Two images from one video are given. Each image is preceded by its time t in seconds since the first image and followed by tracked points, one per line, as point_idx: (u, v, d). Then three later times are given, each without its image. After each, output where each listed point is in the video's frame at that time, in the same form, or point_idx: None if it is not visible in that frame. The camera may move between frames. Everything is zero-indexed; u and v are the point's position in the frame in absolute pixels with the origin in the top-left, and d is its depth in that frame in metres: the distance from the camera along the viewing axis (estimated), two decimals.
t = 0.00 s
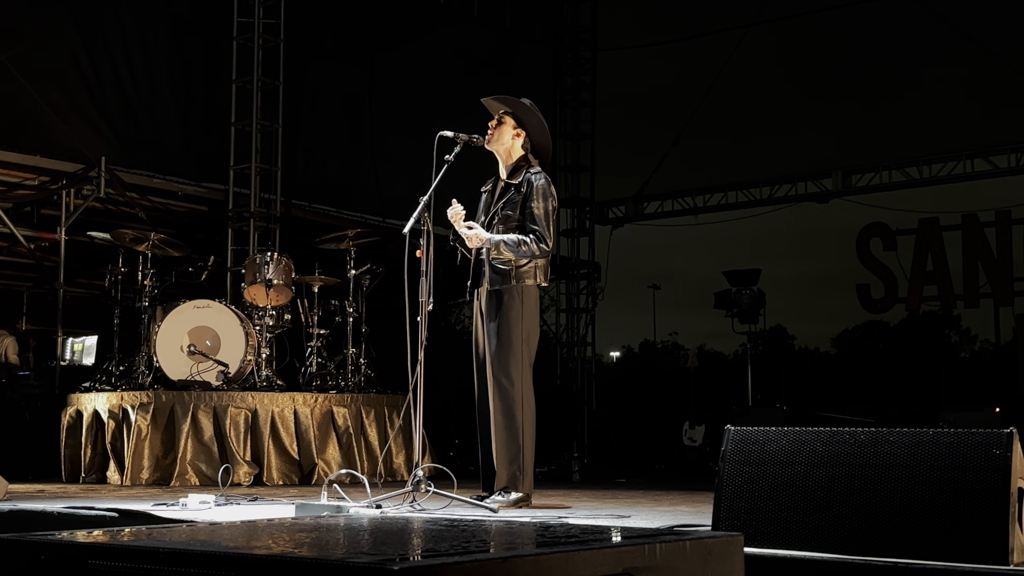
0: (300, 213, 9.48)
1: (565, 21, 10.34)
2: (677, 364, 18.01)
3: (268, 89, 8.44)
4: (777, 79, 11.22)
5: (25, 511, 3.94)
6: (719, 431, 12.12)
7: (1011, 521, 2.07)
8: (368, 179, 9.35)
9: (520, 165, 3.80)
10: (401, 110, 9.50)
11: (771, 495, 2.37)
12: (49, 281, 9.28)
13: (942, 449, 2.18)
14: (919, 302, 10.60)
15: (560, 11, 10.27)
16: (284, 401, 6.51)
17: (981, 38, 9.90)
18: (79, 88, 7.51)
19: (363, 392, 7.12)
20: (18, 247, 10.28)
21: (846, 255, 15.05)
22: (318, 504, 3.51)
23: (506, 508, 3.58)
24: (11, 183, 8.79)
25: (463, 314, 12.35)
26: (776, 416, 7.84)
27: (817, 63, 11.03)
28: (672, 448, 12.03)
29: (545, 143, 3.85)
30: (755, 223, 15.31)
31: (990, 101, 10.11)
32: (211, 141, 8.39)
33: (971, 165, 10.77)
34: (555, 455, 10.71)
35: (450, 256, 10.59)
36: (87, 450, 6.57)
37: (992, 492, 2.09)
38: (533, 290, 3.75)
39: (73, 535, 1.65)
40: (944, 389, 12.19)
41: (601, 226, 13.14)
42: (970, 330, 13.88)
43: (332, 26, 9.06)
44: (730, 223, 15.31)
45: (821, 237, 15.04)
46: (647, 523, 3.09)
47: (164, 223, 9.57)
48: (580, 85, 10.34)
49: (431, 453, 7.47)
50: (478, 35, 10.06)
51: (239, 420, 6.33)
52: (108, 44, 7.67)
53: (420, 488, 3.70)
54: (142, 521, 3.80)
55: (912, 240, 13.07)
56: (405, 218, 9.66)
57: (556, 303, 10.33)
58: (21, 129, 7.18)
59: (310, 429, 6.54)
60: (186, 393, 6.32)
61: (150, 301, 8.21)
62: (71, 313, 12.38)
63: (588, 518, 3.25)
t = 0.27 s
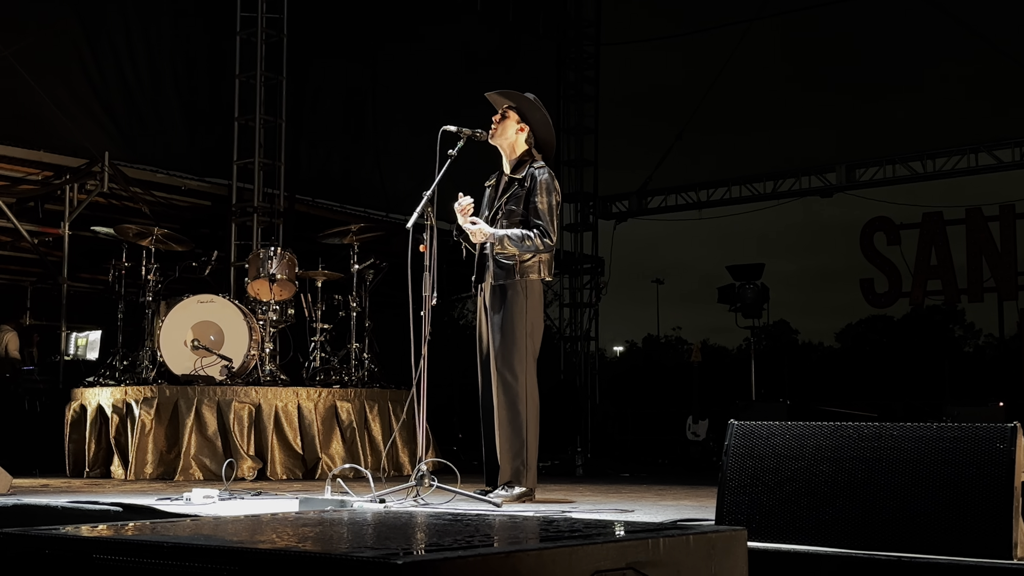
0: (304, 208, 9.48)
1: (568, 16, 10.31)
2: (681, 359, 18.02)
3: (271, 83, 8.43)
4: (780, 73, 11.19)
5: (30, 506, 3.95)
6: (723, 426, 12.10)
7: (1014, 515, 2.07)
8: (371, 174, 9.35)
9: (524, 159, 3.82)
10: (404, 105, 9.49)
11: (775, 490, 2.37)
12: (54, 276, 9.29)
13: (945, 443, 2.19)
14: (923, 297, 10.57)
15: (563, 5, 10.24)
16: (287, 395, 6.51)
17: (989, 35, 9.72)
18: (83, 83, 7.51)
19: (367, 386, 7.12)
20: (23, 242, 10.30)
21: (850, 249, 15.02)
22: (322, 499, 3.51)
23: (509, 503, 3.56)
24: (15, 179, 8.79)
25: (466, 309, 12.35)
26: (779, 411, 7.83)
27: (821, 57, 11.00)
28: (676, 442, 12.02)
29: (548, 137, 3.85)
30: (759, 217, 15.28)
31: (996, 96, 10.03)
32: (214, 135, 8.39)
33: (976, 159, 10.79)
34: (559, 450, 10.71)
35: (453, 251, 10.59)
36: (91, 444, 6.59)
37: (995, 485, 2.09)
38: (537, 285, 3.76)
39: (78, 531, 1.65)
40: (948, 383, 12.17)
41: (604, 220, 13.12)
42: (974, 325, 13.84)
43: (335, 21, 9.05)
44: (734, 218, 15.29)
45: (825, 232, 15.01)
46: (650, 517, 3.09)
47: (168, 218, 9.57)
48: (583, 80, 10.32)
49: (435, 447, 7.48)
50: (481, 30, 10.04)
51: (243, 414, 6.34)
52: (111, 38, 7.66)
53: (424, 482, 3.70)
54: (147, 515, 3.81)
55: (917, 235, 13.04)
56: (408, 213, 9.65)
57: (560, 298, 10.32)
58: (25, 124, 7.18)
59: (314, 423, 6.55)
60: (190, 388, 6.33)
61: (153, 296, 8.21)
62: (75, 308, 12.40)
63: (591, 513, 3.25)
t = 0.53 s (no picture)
0: (305, 204, 9.48)
1: (569, 11, 10.30)
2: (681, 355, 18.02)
3: (273, 79, 8.43)
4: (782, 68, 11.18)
5: (33, 501, 3.96)
6: (724, 422, 12.11)
7: (1017, 511, 2.07)
8: (372, 170, 9.34)
9: (526, 155, 3.80)
10: (405, 100, 9.49)
11: (776, 485, 2.38)
12: (55, 272, 9.29)
13: (946, 438, 2.19)
14: (924, 292, 10.57)
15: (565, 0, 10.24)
16: (289, 391, 6.52)
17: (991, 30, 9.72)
18: (84, 78, 7.51)
19: (368, 382, 7.13)
20: (24, 238, 10.30)
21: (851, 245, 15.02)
22: (323, 495, 3.52)
23: (510, 498, 3.54)
24: (16, 175, 8.79)
25: (467, 305, 12.35)
26: (780, 407, 7.84)
27: (822, 53, 10.99)
28: (677, 438, 12.03)
29: (550, 132, 3.84)
30: (760, 213, 15.28)
31: (998, 92, 10.01)
32: (215, 131, 8.39)
33: (977, 155, 10.72)
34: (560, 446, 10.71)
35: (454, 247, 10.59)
36: (93, 440, 6.60)
37: (997, 480, 2.09)
38: (538, 280, 3.76)
39: (80, 526, 1.66)
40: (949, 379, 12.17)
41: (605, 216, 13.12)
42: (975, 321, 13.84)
43: (336, 16, 9.04)
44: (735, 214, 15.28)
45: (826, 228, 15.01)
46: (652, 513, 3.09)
47: (169, 214, 9.57)
48: (584, 75, 10.31)
49: (436, 443, 7.49)
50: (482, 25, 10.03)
51: (245, 410, 6.35)
52: (112, 34, 7.66)
53: (425, 478, 3.71)
54: (149, 511, 3.82)
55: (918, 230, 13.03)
56: (409, 209, 9.65)
57: (561, 293, 10.32)
58: (26, 120, 7.17)
59: (315, 419, 6.55)
60: (191, 384, 6.33)
61: (154, 292, 8.22)
62: (76, 304, 12.39)
63: (593, 508, 3.25)
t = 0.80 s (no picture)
0: (304, 200, 9.48)
1: (568, 8, 10.30)
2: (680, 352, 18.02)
3: (271, 76, 8.42)
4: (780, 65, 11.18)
5: (30, 498, 3.96)
6: (722, 419, 12.11)
7: (1013, 509, 2.07)
8: (370, 167, 9.32)
9: (524, 153, 3.79)
10: (403, 97, 9.48)
11: (774, 482, 2.38)
12: (53, 268, 9.28)
13: (944, 436, 2.19)
14: (922, 290, 10.57)
15: None
16: (287, 387, 6.52)
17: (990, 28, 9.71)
18: (83, 74, 7.50)
19: (366, 379, 7.13)
20: (22, 234, 10.29)
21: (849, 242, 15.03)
22: (321, 491, 3.51)
23: (508, 495, 3.56)
24: (14, 171, 8.78)
25: (465, 302, 12.35)
26: (778, 404, 7.85)
27: (821, 50, 10.99)
28: (675, 435, 12.05)
29: (550, 129, 3.83)
30: (758, 210, 15.28)
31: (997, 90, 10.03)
32: (213, 127, 8.38)
33: (975, 152, 10.75)
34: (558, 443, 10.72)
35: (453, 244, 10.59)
36: (91, 436, 6.60)
37: (995, 478, 2.09)
38: (536, 278, 3.76)
39: (78, 523, 1.65)
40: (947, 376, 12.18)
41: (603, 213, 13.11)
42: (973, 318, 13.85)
43: (334, 12, 9.03)
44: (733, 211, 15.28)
45: (825, 225, 15.02)
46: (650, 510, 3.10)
47: (167, 211, 9.56)
48: (582, 72, 10.30)
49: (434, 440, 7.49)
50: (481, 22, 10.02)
51: (243, 407, 6.35)
52: (110, 29, 7.65)
53: (423, 475, 3.71)
54: (147, 507, 3.82)
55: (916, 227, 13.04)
56: (408, 206, 9.65)
57: (559, 290, 10.32)
58: (24, 116, 7.16)
59: (313, 416, 6.56)
60: (189, 381, 6.33)
61: (152, 288, 8.21)
62: (73, 300, 12.38)
63: (590, 506, 3.25)
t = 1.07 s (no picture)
0: (300, 196, 9.47)
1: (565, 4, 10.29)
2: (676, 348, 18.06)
3: (267, 72, 8.41)
4: (777, 63, 11.17)
5: (26, 494, 3.94)
6: (718, 417, 12.13)
7: (1010, 506, 2.08)
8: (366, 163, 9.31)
9: (521, 149, 3.79)
10: (400, 93, 9.46)
11: (770, 479, 2.39)
12: (48, 264, 9.25)
13: (940, 433, 2.19)
14: (918, 287, 10.58)
15: None
16: (283, 384, 6.52)
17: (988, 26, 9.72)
18: (78, 69, 7.48)
19: (362, 375, 7.13)
20: (17, 230, 10.25)
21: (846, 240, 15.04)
22: (317, 488, 3.51)
23: (505, 492, 3.56)
24: (9, 166, 8.75)
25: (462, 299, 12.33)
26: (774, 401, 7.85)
27: (818, 47, 10.99)
28: (671, 432, 12.07)
29: (546, 125, 3.81)
30: (754, 207, 15.29)
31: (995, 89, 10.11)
32: (210, 123, 8.36)
33: (971, 150, 10.99)
34: (554, 440, 10.71)
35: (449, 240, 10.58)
36: (86, 433, 6.58)
37: (992, 475, 2.09)
38: (534, 275, 3.74)
39: (72, 518, 1.65)
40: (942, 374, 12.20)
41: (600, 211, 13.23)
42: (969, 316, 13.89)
43: (331, 8, 9.02)
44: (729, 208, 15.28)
45: (821, 223, 15.04)
46: (646, 506, 3.10)
47: (163, 207, 9.54)
48: (579, 69, 10.30)
49: (430, 437, 7.49)
50: (477, 18, 10.01)
51: (238, 403, 6.35)
52: (105, 22, 7.62)
53: (419, 472, 3.70)
54: (142, 504, 3.81)
55: (912, 225, 13.06)
56: (404, 202, 9.64)
57: (555, 287, 10.33)
58: (19, 112, 7.14)
59: (309, 412, 6.55)
60: (185, 377, 6.33)
61: (148, 284, 8.19)
62: (69, 296, 12.36)
63: (587, 502, 3.25)
